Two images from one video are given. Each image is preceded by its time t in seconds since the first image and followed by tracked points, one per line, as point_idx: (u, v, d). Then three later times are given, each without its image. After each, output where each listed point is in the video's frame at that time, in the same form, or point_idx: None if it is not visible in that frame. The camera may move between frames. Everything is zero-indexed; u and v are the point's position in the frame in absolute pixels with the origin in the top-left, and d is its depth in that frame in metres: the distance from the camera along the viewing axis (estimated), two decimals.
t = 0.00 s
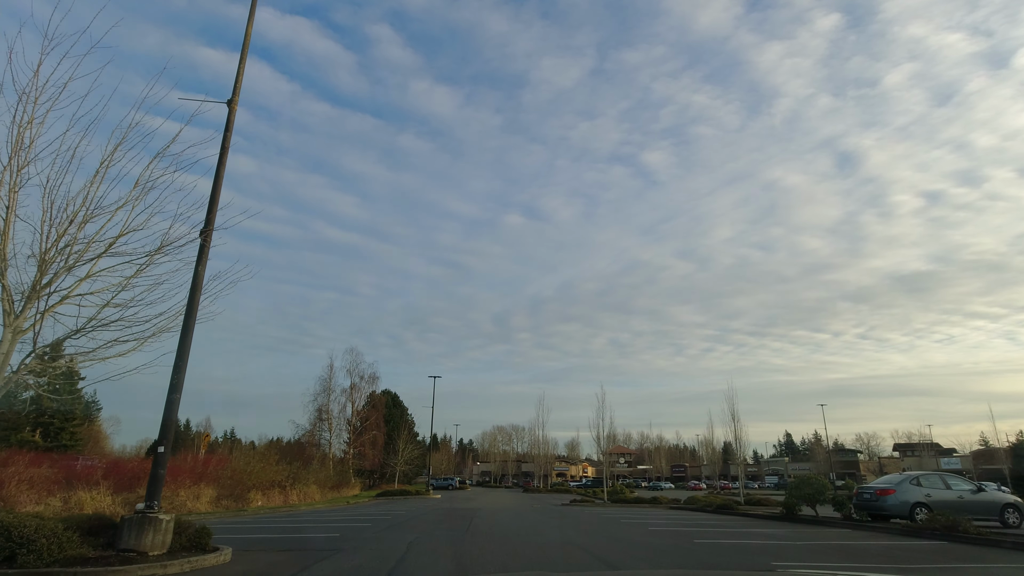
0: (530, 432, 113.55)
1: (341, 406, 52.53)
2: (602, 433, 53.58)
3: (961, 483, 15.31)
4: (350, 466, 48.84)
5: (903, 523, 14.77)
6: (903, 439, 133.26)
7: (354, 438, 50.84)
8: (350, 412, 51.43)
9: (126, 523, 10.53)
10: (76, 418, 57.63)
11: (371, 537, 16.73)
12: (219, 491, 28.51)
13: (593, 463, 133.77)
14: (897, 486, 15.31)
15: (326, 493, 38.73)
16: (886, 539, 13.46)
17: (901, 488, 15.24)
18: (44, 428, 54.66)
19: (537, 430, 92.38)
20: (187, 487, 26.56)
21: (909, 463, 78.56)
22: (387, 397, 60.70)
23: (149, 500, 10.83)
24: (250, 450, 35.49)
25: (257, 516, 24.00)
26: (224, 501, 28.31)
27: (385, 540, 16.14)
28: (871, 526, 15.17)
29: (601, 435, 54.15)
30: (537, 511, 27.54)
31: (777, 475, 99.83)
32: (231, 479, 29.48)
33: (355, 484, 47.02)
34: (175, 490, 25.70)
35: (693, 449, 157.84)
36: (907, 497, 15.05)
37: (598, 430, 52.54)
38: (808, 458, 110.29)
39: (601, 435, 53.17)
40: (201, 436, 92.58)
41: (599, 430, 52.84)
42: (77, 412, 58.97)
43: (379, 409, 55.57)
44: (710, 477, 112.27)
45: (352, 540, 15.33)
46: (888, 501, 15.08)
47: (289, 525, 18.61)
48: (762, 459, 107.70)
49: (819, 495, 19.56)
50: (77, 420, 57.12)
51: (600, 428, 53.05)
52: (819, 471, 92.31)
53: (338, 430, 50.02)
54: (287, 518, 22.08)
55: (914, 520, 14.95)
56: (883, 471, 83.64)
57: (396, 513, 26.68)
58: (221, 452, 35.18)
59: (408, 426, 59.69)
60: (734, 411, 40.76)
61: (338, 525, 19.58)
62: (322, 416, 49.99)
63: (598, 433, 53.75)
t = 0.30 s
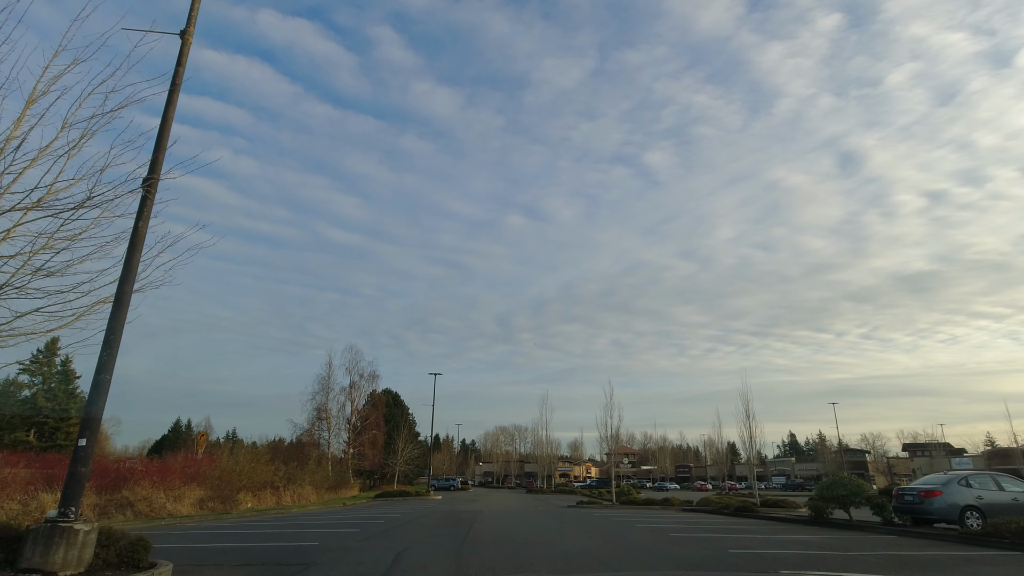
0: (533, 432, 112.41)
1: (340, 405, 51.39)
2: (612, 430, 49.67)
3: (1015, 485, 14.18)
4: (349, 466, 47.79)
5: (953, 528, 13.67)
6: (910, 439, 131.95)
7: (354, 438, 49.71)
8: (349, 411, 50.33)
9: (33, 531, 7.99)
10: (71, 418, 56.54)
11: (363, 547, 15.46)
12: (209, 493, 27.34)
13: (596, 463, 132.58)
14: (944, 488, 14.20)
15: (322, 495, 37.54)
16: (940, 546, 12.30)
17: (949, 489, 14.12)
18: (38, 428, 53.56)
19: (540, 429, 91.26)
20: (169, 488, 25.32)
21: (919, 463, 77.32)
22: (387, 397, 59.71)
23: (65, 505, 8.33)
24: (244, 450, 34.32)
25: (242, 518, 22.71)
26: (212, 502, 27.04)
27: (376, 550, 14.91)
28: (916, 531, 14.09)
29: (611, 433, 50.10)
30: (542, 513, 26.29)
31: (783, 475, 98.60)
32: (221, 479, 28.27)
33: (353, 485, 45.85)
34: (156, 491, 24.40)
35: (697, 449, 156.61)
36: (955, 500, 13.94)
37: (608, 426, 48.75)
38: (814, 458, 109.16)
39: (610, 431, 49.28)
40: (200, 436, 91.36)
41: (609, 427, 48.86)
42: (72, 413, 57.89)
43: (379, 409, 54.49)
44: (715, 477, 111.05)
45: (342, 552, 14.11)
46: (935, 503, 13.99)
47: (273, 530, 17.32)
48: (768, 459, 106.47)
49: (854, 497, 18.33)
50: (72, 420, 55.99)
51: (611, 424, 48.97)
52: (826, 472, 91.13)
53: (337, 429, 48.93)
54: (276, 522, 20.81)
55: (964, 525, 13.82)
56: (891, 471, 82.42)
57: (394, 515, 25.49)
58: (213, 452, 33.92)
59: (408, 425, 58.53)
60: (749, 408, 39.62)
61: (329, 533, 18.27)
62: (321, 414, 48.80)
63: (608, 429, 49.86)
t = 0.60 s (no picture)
0: (535, 432, 111.15)
1: (339, 403, 50.25)
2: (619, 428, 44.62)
3: None
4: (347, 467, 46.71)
5: (1015, 534, 12.73)
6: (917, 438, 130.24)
7: (354, 437, 48.64)
8: (349, 409, 49.25)
9: None
10: (65, 419, 55.59)
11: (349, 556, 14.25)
12: (195, 494, 26.16)
13: (599, 463, 131.30)
14: (1004, 490, 13.25)
15: (317, 496, 36.37)
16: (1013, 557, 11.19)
17: (1010, 492, 13.15)
18: (31, 429, 52.59)
19: (543, 429, 90.18)
20: (150, 488, 24.20)
21: (930, 463, 75.81)
22: (388, 395, 58.75)
23: None
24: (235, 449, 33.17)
25: (224, 522, 21.52)
26: (195, 505, 25.82)
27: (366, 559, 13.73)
28: (973, 537, 13.14)
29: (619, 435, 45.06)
30: (547, 516, 25.05)
31: (790, 475, 97.24)
32: (208, 480, 27.08)
33: (351, 486, 44.72)
34: (136, 492, 23.22)
35: (701, 449, 155.07)
36: (1017, 503, 12.97)
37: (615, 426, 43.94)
38: (821, 458, 107.70)
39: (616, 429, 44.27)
40: (198, 437, 89.99)
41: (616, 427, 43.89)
42: (67, 413, 56.96)
43: (379, 407, 53.42)
44: (720, 477, 109.88)
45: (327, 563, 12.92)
46: (995, 508, 13.05)
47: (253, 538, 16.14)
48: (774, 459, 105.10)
49: (893, 498, 17.26)
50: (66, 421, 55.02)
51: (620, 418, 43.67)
52: (834, 472, 89.63)
53: (336, 428, 47.79)
54: (265, 526, 19.64)
55: None
56: (900, 470, 81.12)
57: (389, 517, 24.24)
58: (204, 451, 32.72)
59: (408, 425, 57.33)
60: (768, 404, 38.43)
61: (315, 540, 17.05)
62: (320, 412, 47.66)
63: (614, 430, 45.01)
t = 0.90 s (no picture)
0: (538, 432, 109.95)
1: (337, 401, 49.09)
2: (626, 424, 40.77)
3: None
4: (344, 467, 45.56)
5: None
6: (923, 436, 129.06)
7: (352, 437, 47.43)
8: (347, 408, 48.09)
9: None
10: (59, 418, 54.41)
11: (334, 562, 13.03)
12: (178, 497, 24.82)
13: (602, 463, 130.22)
14: None
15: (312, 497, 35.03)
16: None
17: None
18: (23, 428, 51.40)
19: (545, 428, 89.03)
20: (130, 488, 23.00)
21: (939, 462, 74.58)
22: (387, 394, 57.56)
23: None
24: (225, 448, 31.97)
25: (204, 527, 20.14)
26: (177, 507, 24.58)
27: (354, 567, 12.43)
28: None
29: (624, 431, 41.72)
30: (552, 518, 23.63)
31: (796, 474, 96.14)
32: (194, 480, 25.86)
33: (348, 486, 43.50)
34: (117, 492, 22.11)
35: (704, 449, 153.83)
36: None
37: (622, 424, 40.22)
38: (825, 457, 106.62)
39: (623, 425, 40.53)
40: (196, 437, 88.75)
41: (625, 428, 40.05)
42: (60, 412, 55.75)
43: (377, 406, 52.25)
44: (725, 477, 108.81)
45: (309, 571, 11.60)
46: None
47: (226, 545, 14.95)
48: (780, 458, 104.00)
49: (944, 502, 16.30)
50: (58, 420, 53.86)
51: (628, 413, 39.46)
52: (840, 471, 88.40)
53: (333, 427, 46.59)
54: (257, 529, 18.41)
55: None
56: (909, 470, 80.04)
57: (385, 520, 22.90)
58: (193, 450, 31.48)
59: (407, 424, 56.03)
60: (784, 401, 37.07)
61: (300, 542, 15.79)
62: (317, 409, 46.44)
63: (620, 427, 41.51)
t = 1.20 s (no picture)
0: (539, 432, 108.58)
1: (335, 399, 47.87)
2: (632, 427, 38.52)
3: None
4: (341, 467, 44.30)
5: None
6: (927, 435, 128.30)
7: (349, 436, 46.18)
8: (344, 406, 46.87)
9: None
10: (49, 418, 53.20)
11: (315, 571, 11.86)
12: (160, 499, 23.63)
13: (604, 463, 128.82)
14: None
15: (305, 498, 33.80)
16: None
17: None
18: (13, 428, 50.10)
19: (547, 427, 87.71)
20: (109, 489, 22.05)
21: (948, 460, 73.56)
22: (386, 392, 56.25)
23: None
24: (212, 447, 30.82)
25: (181, 530, 18.95)
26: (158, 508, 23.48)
27: None
28: None
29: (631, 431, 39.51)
30: (557, 520, 22.27)
31: (802, 474, 94.67)
32: (178, 481, 24.72)
33: (344, 486, 42.20)
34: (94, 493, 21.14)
35: (706, 449, 152.82)
36: None
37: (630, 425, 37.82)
38: (830, 456, 105.74)
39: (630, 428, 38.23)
40: (193, 437, 87.44)
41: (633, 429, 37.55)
42: (51, 413, 54.58)
43: (375, 405, 50.99)
44: (729, 477, 107.38)
45: None
46: None
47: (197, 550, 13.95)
48: (785, 458, 102.52)
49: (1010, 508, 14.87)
50: (50, 420, 52.60)
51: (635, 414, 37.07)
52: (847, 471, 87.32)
53: (330, 426, 45.33)
54: (236, 533, 17.18)
55: None
56: (917, 470, 78.52)
57: (378, 522, 21.64)
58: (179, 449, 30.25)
59: (406, 422, 54.70)
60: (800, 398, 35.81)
61: (280, 549, 14.57)
62: (313, 407, 45.21)
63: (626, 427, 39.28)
